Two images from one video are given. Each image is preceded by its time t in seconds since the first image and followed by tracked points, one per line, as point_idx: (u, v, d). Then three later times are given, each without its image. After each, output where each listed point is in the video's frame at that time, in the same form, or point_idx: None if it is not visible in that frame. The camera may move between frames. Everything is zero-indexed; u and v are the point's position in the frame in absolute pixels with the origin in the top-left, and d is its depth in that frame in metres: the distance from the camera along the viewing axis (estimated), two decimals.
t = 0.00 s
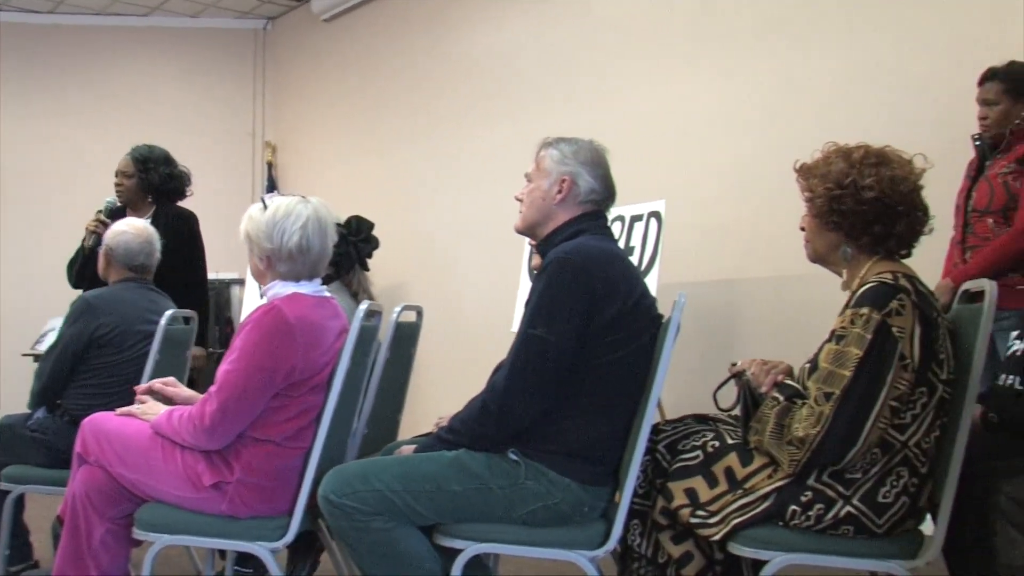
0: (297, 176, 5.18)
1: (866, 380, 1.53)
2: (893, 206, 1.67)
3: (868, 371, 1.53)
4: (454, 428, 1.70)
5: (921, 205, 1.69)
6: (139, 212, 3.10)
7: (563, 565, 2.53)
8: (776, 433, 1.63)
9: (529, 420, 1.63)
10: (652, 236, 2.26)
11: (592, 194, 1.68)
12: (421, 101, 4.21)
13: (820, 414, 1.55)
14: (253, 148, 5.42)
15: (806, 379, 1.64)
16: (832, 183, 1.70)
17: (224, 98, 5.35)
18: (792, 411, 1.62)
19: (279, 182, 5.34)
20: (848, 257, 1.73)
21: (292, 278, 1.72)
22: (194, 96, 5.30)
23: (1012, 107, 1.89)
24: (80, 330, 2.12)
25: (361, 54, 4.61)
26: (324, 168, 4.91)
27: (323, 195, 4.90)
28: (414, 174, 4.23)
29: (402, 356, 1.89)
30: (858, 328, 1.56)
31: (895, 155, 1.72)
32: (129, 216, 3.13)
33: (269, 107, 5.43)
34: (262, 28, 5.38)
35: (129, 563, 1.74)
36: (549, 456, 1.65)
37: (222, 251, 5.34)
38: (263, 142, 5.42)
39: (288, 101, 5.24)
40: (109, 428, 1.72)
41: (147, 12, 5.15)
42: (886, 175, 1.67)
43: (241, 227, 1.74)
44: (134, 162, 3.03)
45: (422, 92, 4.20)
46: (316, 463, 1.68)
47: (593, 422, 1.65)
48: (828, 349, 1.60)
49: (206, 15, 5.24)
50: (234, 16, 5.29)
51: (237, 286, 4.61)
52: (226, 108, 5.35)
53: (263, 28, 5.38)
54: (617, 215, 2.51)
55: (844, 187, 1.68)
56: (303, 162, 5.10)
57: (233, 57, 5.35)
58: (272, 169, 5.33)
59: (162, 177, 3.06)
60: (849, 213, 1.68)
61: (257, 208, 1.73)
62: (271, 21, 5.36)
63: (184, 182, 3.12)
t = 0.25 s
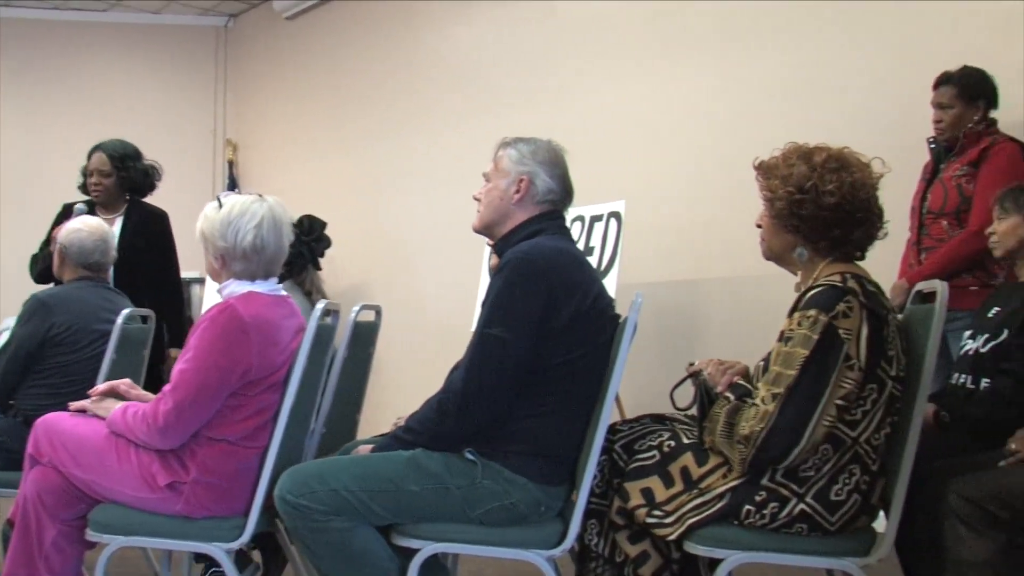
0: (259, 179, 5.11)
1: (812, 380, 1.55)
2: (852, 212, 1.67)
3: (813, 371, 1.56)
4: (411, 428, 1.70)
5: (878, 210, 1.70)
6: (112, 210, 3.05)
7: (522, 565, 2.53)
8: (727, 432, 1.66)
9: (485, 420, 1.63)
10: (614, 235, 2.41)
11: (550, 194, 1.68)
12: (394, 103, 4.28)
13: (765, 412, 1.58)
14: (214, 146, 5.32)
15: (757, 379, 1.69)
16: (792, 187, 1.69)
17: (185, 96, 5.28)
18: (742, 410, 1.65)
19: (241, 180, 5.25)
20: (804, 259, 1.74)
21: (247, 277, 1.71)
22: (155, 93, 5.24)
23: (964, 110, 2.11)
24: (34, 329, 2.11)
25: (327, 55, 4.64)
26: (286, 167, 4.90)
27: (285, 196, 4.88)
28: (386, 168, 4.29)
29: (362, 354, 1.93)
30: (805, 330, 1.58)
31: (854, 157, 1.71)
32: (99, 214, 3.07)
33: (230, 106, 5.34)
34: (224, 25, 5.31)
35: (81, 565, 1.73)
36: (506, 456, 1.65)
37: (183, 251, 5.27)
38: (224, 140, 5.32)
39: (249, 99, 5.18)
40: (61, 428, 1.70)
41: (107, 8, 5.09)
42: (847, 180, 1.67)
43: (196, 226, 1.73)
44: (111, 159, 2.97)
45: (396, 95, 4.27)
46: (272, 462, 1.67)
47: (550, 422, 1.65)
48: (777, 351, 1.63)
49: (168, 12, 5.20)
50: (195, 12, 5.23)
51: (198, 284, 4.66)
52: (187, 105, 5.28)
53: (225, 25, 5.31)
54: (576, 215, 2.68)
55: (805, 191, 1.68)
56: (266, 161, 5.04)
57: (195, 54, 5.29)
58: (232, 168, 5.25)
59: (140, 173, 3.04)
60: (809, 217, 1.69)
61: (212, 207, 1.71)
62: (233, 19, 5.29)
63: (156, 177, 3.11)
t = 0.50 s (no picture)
0: (228, 174, 5.11)
1: (777, 375, 1.56)
2: (819, 209, 1.68)
3: (780, 366, 1.57)
4: (376, 426, 1.69)
5: (845, 210, 1.72)
6: (75, 208, 3.02)
7: (486, 564, 2.53)
8: (691, 427, 1.66)
9: (450, 417, 1.63)
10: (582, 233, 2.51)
11: (515, 192, 1.69)
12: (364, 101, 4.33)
13: (731, 407, 1.58)
14: (181, 143, 5.30)
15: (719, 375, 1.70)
16: (761, 183, 1.70)
17: (152, 93, 5.25)
18: (707, 406, 1.66)
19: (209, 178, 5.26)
20: (772, 255, 1.74)
21: (211, 274, 1.72)
22: (122, 90, 5.20)
23: (927, 110, 2.17)
24: None
25: (295, 54, 4.67)
26: (255, 165, 4.89)
27: (254, 194, 4.89)
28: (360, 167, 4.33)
29: (328, 352, 1.94)
30: (771, 324, 1.59)
31: (823, 157, 1.73)
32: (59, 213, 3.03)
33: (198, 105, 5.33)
34: (192, 23, 5.31)
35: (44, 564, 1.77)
36: (471, 454, 1.65)
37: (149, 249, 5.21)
38: (192, 137, 5.31)
39: (217, 96, 5.16)
40: (22, 429, 1.71)
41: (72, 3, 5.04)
42: (815, 178, 1.68)
43: (160, 225, 1.72)
44: (79, 157, 2.95)
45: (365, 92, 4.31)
46: (237, 460, 1.67)
47: (515, 419, 1.65)
48: (742, 344, 1.64)
49: (134, 7, 5.16)
50: (163, 9, 5.20)
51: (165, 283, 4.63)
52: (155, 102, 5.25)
53: (193, 22, 5.30)
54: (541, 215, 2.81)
55: (773, 188, 1.69)
56: (235, 158, 5.02)
57: (162, 50, 5.26)
58: (200, 167, 5.25)
59: (106, 170, 3.03)
60: (776, 213, 1.69)
61: (175, 205, 1.71)
62: (201, 16, 5.29)
63: (120, 174, 3.10)
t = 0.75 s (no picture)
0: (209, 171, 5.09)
1: (760, 373, 1.55)
2: (801, 207, 1.69)
3: (762, 364, 1.56)
4: (354, 423, 1.69)
5: (826, 209, 1.72)
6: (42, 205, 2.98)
7: (463, 562, 2.53)
8: (673, 427, 1.65)
9: (429, 414, 1.62)
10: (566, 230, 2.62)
11: (495, 189, 1.70)
12: (349, 99, 4.34)
13: (715, 406, 1.58)
14: (162, 139, 5.26)
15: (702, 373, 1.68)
16: (744, 180, 1.70)
17: (133, 89, 5.22)
18: (689, 406, 1.65)
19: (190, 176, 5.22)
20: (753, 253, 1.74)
21: (192, 269, 1.71)
22: (103, 86, 5.17)
23: (906, 110, 2.29)
24: None
25: (278, 52, 4.66)
26: (236, 164, 4.88)
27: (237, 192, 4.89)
28: (345, 165, 4.33)
29: (308, 350, 1.94)
30: (754, 322, 1.58)
31: (806, 156, 1.73)
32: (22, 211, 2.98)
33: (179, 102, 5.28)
34: (174, 18, 5.25)
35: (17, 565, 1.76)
36: (449, 451, 1.65)
37: (130, 246, 5.17)
38: (173, 134, 5.27)
39: (199, 93, 5.13)
40: None
41: None
42: (797, 176, 1.68)
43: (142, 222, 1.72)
44: (44, 151, 2.95)
45: (350, 94, 4.35)
46: (215, 457, 1.66)
47: (493, 417, 1.65)
48: (724, 341, 1.62)
49: (114, 2, 5.13)
50: (144, 5, 5.17)
51: (145, 280, 4.62)
52: (136, 99, 5.22)
53: (174, 18, 5.26)
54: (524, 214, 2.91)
55: (756, 185, 1.69)
56: (216, 156, 5.00)
57: (143, 46, 5.23)
58: (181, 163, 5.21)
59: (70, 161, 3.04)
60: (759, 210, 1.69)
61: (157, 200, 1.71)
62: (183, 12, 5.23)
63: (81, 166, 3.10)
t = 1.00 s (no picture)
0: (189, 167, 5.08)
1: (739, 370, 1.56)
2: (778, 205, 1.69)
3: (740, 361, 1.56)
4: (332, 420, 1.68)
5: (804, 207, 1.73)
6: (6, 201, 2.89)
7: (443, 559, 2.53)
8: (652, 426, 1.65)
9: (408, 412, 1.62)
10: (544, 227, 2.68)
11: (475, 186, 1.71)
12: (331, 95, 4.34)
13: (694, 405, 1.58)
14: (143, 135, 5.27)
15: (681, 372, 1.67)
16: (720, 178, 1.71)
17: (112, 84, 5.21)
18: (668, 405, 1.65)
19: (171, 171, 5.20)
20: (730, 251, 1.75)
21: (175, 262, 1.73)
22: (83, 82, 5.14)
23: (887, 110, 2.33)
24: None
25: (260, 48, 4.66)
26: (216, 160, 4.86)
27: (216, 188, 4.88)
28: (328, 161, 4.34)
29: (286, 346, 1.95)
30: (731, 320, 1.59)
31: (783, 155, 1.74)
32: None
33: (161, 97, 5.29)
34: (155, 13, 5.26)
35: None
36: (429, 448, 1.65)
37: (111, 242, 5.15)
38: (154, 129, 5.27)
39: (180, 89, 5.13)
40: None
41: None
42: (774, 174, 1.69)
43: (129, 214, 1.74)
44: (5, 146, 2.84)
45: (332, 90, 4.34)
46: (193, 453, 1.65)
47: (473, 414, 1.65)
48: (702, 340, 1.63)
49: None
50: None
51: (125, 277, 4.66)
52: (117, 95, 5.21)
53: (156, 13, 5.26)
54: (505, 210, 2.96)
55: (732, 183, 1.70)
56: (198, 150, 4.99)
57: (124, 40, 5.23)
58: (163, 159, 5.20)
59: (32, 154, 2.96)
60: (735, 208, 1.70)
61: (145, 193, 1.74)
62: (164, 6, 5.24)
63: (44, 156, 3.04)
